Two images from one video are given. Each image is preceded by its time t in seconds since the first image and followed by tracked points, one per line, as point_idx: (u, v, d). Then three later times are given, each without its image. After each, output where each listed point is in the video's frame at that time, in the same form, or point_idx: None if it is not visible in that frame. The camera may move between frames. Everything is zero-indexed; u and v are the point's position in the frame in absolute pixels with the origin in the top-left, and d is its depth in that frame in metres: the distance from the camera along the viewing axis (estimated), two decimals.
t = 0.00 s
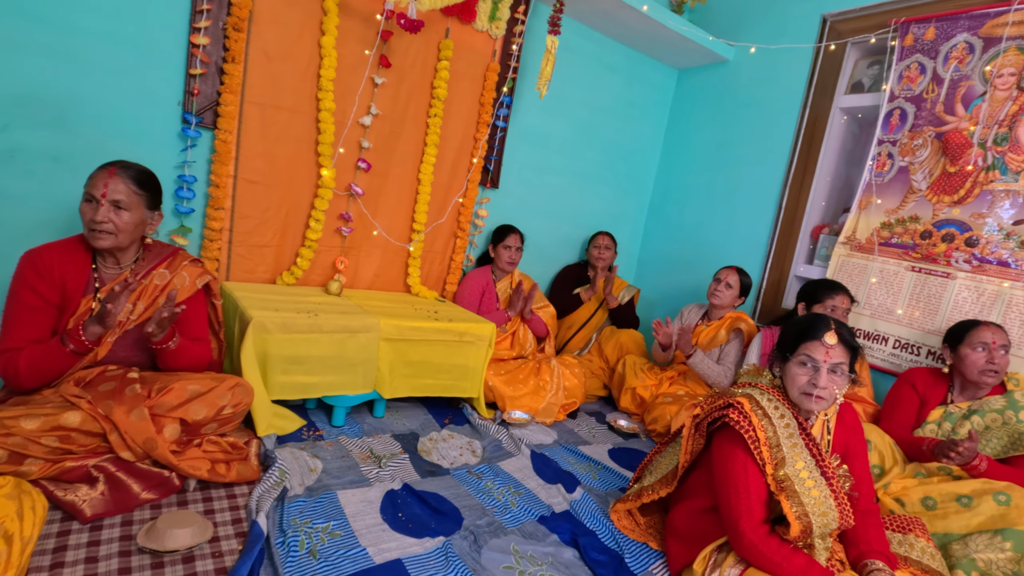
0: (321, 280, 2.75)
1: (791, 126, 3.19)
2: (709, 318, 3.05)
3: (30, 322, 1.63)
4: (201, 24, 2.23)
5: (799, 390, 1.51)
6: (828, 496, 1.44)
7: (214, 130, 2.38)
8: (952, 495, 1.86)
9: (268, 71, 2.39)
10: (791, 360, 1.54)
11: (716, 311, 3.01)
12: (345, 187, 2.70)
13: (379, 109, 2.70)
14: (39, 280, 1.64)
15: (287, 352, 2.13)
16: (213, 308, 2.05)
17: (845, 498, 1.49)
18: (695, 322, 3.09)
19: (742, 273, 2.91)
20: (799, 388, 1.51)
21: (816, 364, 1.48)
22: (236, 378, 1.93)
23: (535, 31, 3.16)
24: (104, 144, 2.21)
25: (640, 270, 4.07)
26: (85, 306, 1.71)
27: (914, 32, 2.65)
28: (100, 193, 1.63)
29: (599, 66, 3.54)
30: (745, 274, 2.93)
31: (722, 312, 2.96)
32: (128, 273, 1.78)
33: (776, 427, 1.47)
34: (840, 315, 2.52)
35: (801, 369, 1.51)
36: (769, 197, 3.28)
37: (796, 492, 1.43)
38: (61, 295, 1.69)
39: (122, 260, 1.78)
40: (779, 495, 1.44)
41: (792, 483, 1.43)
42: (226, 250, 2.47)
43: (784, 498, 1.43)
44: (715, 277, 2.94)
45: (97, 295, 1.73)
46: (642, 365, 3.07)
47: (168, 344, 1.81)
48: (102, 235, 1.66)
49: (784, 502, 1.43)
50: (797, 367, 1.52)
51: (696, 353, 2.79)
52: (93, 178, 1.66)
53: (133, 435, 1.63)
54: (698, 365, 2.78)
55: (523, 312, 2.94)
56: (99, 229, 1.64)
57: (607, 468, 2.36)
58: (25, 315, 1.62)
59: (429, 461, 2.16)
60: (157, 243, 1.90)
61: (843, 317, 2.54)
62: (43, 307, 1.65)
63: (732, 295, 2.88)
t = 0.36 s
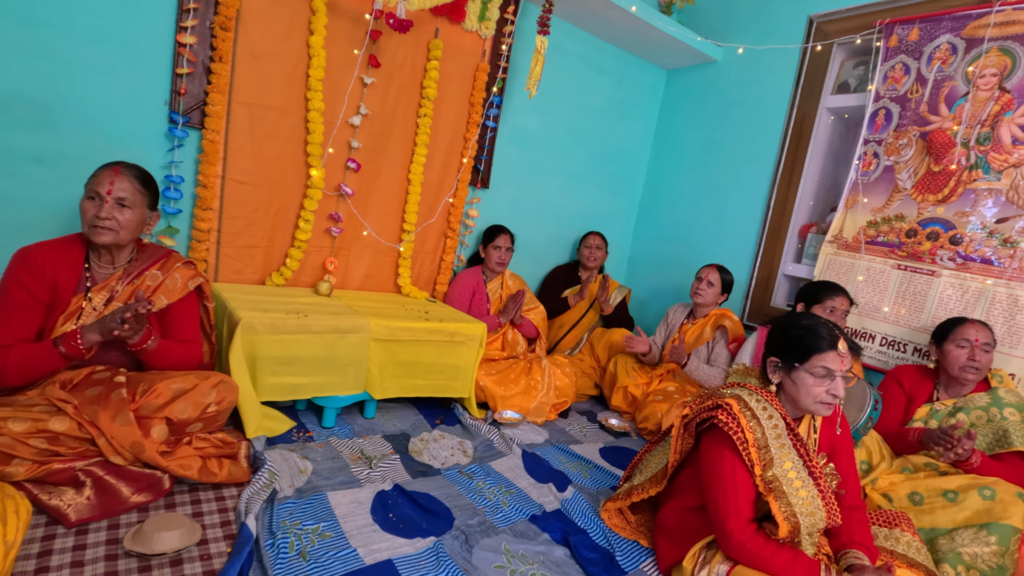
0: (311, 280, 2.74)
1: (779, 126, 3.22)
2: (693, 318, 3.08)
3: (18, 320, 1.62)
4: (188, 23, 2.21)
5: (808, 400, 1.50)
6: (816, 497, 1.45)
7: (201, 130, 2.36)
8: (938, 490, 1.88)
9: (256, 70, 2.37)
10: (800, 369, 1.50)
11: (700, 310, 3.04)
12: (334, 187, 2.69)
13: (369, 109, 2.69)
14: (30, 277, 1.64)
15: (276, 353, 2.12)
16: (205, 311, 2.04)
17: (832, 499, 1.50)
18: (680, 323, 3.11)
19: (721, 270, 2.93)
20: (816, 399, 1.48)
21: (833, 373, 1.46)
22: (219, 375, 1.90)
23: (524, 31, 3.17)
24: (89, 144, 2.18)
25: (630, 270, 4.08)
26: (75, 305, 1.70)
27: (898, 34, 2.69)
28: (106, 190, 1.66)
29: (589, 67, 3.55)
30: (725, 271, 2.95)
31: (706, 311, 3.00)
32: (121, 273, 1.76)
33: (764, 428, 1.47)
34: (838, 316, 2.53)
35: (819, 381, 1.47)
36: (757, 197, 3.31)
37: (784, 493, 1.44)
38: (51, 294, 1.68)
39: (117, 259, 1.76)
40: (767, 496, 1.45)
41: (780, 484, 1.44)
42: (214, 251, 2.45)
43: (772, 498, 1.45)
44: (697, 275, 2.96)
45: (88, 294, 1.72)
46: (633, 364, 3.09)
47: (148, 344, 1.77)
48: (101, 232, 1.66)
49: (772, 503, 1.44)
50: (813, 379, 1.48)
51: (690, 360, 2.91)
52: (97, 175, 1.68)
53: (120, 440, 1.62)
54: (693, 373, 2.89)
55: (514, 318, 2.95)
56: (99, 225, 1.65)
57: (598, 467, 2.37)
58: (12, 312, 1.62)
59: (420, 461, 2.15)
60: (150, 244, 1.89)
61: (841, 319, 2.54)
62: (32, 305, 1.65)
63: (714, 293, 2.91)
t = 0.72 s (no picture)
0: (297, 281, 2.72)
1: (763, 126, 3.25)
2: (683, 316, 3.09)
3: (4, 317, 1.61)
4: (170, 21, 2.18)
5: (822, 400, 1.47)
6: (801, 495, 1.47)
7: (183, 129, 2.33)
8: (920, 483, 1.90)
9: (239, 69, 2.35)
10: (816, 372, 1.45)
11: (690, 309, 3.06)
12: (320, 186, 2.67)
13: (354, 108, 2.68)
14: (14, 276, 1.62)
15: (262, 354, 2.10)
16: (186, 307, 2.01)
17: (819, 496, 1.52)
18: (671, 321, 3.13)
19: (715, 270, 2.95)
20: (829, 399, 1.47)
21: (842, 371, 1.47)
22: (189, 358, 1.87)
23: (510, 31, 3.17)
24: (68, 143, 2.15)
25: (617, 269, 4.10)
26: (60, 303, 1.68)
27: (879, 35, 2.73)
28: (91, 186, 1.63)
29: (575, 67, 3.56)
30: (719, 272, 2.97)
31: (698, 310, 3.01)
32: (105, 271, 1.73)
33: (751, 428, 1.48)
34: (815, 312, 2.58)
35: (833, 382, 1.45)
36: (742, 197, 3.34)
37: (769, 492, 1.45)
38: (37, 291, 1.66)
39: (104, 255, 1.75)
40: (752, 494, 1.46)
41: (765, 483, 1.45)
42: (197, 251, 2.42)
43: (756, 497, 1.45)
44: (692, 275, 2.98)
45: (72, 292, 1.70)
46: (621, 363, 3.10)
47: (126, 318, 1.72)
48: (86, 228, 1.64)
49: (757, 502, 1.45)
50: (828, 380, 1.45)
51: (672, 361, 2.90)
52: (82, 171, 1.64)
53: (101, 442, 1.60)
54: (674, 374, 2.87)
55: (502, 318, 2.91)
56: (84, 221, 1.63)
57: (586, 465, 2.37)
58: None
59: (408, 462, 2.14)
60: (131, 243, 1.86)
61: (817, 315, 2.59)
62: (16, 302, 1.63)
63: (707, 293, 2.92)
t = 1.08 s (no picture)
0: (276, 279, 2.69)
1: (741, 125, 3.30)
2: (668, 312, 3.12)
3: None
4: (143, 15, 2.14)
5: (802, 392, 1.50)
6: (778, 477, 1.52)
7: (158, 126, 2.30)
8: (892, 471, 1.94)
9: (215, 65, 2.32)
10: (800, 364, 1.47)
11: (676, 306, 3.09)
12: (299, 184, 2.65)
13: (333, 105, 2.66)
14: None
15: (240, 354, 2.07)
16: (160, 304, 1.98)
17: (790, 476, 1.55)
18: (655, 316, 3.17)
19: (701, 268, 2.99)
20: (808, 391, 1.50)
21: (821, 365, 1.50)
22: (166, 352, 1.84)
23: (491, 29, 3.17)
24: (38, 139, 2.10)
25: (600, 266, 4.12)
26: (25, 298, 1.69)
27: (852, 34, 2.78)
28: (54, 180, 1.61)
29: (556, 65, 3.58)
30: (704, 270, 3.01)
31: (682, 306, 3.04)
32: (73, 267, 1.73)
33: (729, 416, 1.51)
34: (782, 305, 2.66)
35: (814, 375, 1.49)
36: (721, 194, 3.38)
37: (746, 474, 1.48)
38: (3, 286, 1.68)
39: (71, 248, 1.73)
40: (729, 479, 1.48)
41: (743, 468, 1.49)
42: (174, 250, 2.39)
43: (734, 481, 1.47)
44: (675, 273, 3.01)
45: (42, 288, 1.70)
46: (603, 359, 3.12)
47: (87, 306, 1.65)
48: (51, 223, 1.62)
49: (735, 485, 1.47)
50: (809, 373, 1.48)
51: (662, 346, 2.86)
52: (49, 166, 1.64)
53: (74, 440, 1.58)
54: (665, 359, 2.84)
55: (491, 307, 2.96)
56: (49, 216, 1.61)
57: (569, 461, 2.39)
58: None
59: (390, 460, 2.14)
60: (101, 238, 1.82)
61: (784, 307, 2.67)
62: None
63: (692, 290, 2.96)
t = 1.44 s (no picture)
0: (249, 275, 2.66)
1: (713, 120, 3.36)
2: (637, 305, 3.17)
3: None
4: (106, 5, 2.10)
5: (771, 376, 1.54)
6: (751, 454, 1.54)
7: (123, 119, 2.25)
8: (857, 455, 2.01)
9: (182, 57, 2.28)
10: (770, 350, 1.50)
11: (643, 298, 3.13)
12: (271, 178, 2.62)
13: (306, 99, 2.63)
14: None
15: (211, 350, 2.05)
16: (136, 309, 1.95)
17: (762, 452, 1.60)
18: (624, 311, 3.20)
19: (661, 258, 3.03)
20: (777, 377, 1.54)
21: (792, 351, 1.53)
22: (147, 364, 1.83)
23: (464, 24, 3.17)
24: None
25: (577, 261, 4.15)
26: None
27: (818, 31, 2.85)
28: (30, 174, 1.59)
29: (531, 60, 3.58)
30: (664, 260, 3.05)
31: (648, 298, 3.08)
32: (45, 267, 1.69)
33: (702, 398, 1.54)
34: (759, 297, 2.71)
35: (784, 361, 1.52)
36: (694, 188, 3.44)
37: (720, 453, 1.50)
38: None
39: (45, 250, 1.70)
40: (705, 459, 1.51)
41: (716, 448, 1.51)
42: (142, 245, 2.34)
43: (709, 459, 1.50)
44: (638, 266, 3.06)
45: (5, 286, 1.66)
46: (579, 352, 3.15)
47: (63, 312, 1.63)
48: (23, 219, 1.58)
49: (710, 464, 1.49)
50: (779, 359, 1.51)
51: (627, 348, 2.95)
52: (25, 160, 1.61)
53: (39, 446, 1.55)
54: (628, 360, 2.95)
55: (462, 312, 2.93)
56: (21, 212, 1.57)
57: (545, 452, 2.40)
58: None
59: (366, 454, 2.13)
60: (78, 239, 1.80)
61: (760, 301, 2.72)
62: None
63: (654, 281, 3.00)
